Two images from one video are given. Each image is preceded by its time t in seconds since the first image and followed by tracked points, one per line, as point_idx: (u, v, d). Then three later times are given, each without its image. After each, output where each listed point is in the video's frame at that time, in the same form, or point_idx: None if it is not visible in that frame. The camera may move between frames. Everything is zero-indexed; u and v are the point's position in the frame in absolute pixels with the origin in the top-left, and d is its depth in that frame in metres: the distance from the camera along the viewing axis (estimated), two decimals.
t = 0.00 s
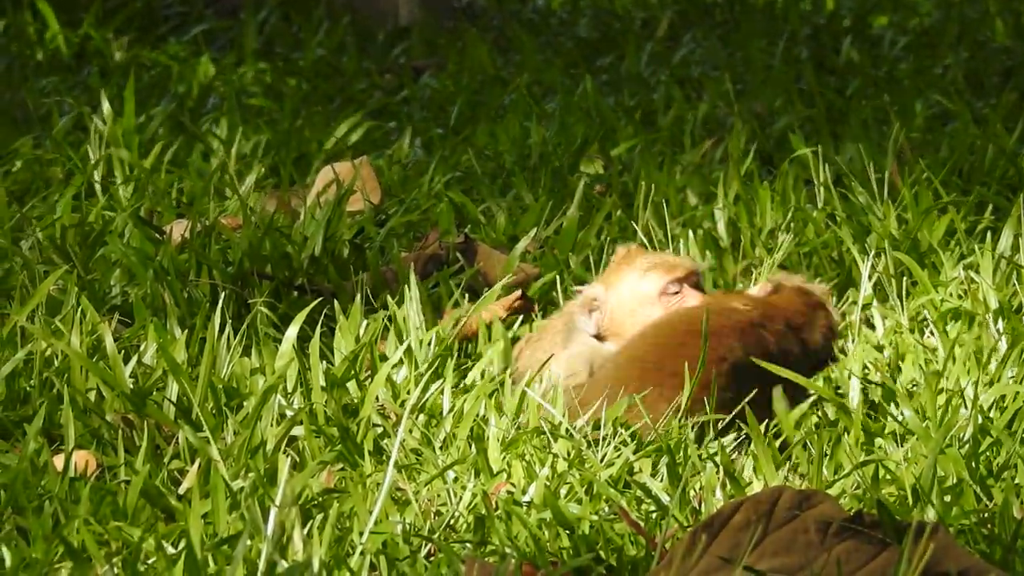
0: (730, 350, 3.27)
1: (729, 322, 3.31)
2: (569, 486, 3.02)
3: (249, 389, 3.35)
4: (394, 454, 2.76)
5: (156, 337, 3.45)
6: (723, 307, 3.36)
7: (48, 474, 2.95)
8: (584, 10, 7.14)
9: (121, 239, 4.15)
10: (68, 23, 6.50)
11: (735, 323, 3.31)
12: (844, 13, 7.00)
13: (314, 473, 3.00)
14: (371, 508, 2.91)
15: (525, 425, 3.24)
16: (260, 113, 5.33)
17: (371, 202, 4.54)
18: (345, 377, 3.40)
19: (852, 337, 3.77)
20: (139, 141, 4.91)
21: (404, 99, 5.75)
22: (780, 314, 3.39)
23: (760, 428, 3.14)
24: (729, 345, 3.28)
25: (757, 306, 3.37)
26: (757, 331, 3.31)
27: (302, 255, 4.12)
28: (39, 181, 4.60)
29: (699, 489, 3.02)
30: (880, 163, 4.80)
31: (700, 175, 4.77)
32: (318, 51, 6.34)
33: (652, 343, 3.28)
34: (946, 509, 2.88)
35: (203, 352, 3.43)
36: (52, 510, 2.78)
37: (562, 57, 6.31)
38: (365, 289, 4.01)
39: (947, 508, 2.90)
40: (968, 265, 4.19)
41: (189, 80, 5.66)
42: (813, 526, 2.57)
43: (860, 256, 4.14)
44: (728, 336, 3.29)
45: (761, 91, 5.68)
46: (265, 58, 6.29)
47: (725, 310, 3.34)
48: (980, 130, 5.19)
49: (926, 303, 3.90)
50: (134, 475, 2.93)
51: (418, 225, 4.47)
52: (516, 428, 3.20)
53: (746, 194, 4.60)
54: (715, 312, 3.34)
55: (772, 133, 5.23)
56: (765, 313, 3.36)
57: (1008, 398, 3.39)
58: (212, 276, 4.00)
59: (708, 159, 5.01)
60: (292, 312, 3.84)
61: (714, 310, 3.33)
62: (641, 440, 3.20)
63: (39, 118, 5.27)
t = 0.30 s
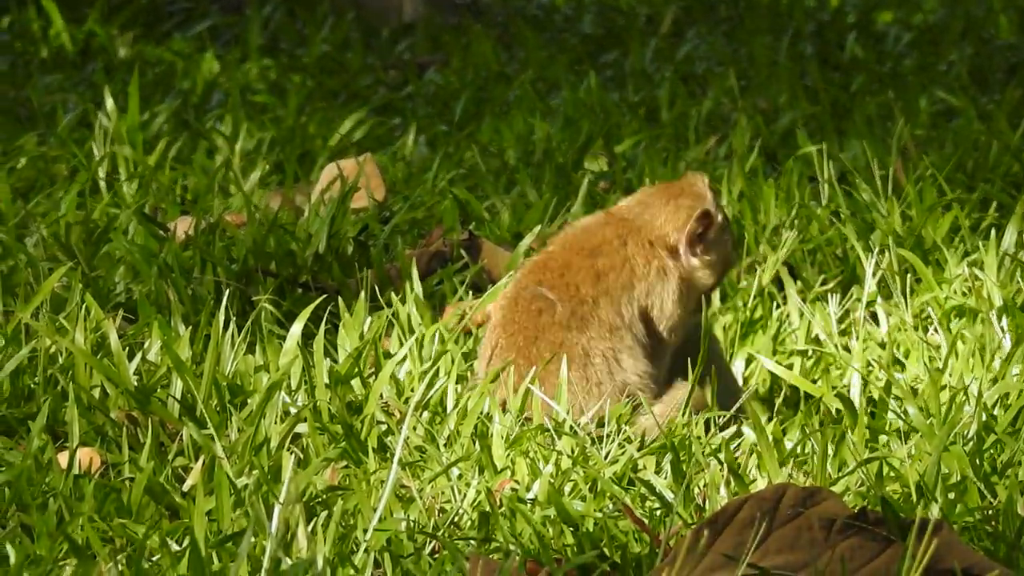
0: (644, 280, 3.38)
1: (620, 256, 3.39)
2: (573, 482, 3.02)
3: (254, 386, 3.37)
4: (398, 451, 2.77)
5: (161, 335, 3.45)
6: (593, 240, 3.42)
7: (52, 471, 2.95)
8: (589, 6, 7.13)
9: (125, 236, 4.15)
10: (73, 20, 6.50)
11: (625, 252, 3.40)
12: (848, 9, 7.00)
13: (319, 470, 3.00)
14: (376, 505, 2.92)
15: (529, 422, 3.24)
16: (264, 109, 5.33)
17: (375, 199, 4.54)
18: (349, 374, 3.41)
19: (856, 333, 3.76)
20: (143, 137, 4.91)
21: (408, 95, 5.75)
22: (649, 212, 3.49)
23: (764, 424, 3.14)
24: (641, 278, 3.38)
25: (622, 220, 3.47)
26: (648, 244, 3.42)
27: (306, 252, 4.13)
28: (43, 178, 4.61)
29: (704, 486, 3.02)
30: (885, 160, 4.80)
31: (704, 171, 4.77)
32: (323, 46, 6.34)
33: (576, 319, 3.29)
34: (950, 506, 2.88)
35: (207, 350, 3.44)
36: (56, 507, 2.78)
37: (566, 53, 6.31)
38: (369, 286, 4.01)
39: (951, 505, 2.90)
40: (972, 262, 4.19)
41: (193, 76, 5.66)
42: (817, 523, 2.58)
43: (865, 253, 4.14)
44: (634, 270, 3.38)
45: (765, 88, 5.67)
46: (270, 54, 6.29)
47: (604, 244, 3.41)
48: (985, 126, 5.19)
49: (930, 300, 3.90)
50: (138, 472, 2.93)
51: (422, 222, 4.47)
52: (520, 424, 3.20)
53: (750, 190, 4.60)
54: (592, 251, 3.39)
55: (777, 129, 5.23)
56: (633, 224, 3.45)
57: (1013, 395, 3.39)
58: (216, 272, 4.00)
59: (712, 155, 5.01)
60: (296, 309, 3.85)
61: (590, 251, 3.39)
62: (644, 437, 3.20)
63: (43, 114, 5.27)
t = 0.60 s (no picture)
0: (624, 239, 3.25)
1: (595, 232, 3.29)
2: (578, 483, 3.03)
3: (259, 385, 3.37)
4: (403, 451, 2.77)
5: (167, 334, 3.45)
6: (565, 229, 3.33)
7: (58, 470, 2.95)
8: (594, 6, 7.13)
9: (131, 236, 4.15)
10: (78, 19, 6.50)
11: (597, 225, 3.30)
12: (853, 10, 6.99)
13: (324, 470, 3.00)
14: (381, 505, 2.92)
15: (534, 422, 3.24)
16: (270, 110, 5.33)
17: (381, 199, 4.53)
18: (354, 374, 3.41)
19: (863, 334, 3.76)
20: (149, 138, 4.91)
21: (414, 95, 5.75)
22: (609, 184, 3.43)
23: (768, 424, 3.15)
24: (621, 240, 3.25)
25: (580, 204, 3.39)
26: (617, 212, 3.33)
27: (311, 253, 4.13)
28: (48, 178, 4.61)
29: (709, 485, 3.02)
30: (890, 159, 4.79)
31: (710, 171, 4.77)
32: (328, 46, 6.34)
33: (581, 328, 3.22)
34: (955, 506, 2.88)
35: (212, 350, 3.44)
36: (62, 507, 2.78)
37: (572, 54, 6.30)
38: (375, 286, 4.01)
39: (957, 505, 2.90)
40: (978, 262, 4.18)
41: (199, 77, 5.66)
42: (823, 523, 2.58)
43: (870, 253, 4.14)
44: (614, 236, 3.27)
45: (771, 88, 5.67)
46: (274, 54, 6.28)
47: (577, 231, 3.31)
48: (991, 126, 5.18)
49: (936, 299, 3.90)
50: (143, 472, 2.93)
51: (427, 222, 4.47)
52: (525, 424, 3.21)
53: (756, 190, 4.60)
54: (565, 243, 3.29)
55: (782, 130, 5.22)
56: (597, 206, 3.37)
57: (1019, 395, 3.39)
58: (221, 272, 4.01)
59: (718, 155, 5.01)
60: (302, 309, 3.85)
61: (565, 242, 3.29)
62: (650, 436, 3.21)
63: (49, 114, 5.26)
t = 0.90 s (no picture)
0: (637, 269, 3.17)
1: (609, 253, 3.20)
2: (583, 482, 3.04)
3: (264, 384, 3.37)
4: (408, 450, 2.77)
5: (172, 333, 3.45)
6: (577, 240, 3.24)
7: (63, 470, 2.95)
8: (599, 6, 7.13)
9: (135, 236, 4.15)
10: (83, 19, 6.50)
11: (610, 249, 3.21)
12: (858, 9, 6.98)
13: (329, 469, 3.00)
14: (386, 504, 2.92)
15: (539, 420, 3.24)
16: (275, 110, 5.33)
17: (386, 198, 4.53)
18: (359, 373, 3.41)
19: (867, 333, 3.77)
20: (154, 138, 4.91)
21: (418, 95, 5.75)
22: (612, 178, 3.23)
23: (774, 423, 3.15)
24: (635, 261, 3.18)
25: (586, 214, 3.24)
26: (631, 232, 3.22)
27: (316, 252, 4.13)
28: (53, 177, 4.61)
29: (714, 485, 3.03)
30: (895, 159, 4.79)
31: (715, 170, 4.76)
32: (333, 46, 6.34)
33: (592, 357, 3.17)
34: (960, 505, 2.87)
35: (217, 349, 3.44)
36: (67, 506, 2.78)
37: (577, 53, 6.30)
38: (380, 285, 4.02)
39: (962, 504, 2.89)
40: (983, 261, 4.18)
41: (203, 76, 5.66)
42: (828, 523, 2.58)
43: (875, 252, 4.13)
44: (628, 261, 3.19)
45: (776, 88, 5.66)
46: (279, 53, 6.28)
47: (591, 251, 3.21)
48: (996, 126, 5.17)
49: (941, 299, 3.90)
50: (148, 471, 2.93)
51: (432, 221, 4.47)
52: (530, 424, 3.21)
53: (761, 189, 4.59)
54: (578, 265, 3.21)
55: (787, 129, 5.22)
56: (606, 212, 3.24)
57: None
58: (226, 272, 4.01)
59: (723, 155, 5.00)
60: (307, 308, 3.85)
61: (577, 264, 3.21)
62: (654, 434, 3.21)
63: (54, 115, 5.26)
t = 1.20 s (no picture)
0: (622, 283, 3.16)
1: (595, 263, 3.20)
2: (586, 485, 3.03)
3: (266, 389, 3.37)
4: (410, 454, 2.76)
5: (174, 337, 3.46)
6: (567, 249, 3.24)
7: (65, 474, 2.94)
8: (602, 10, 7.12)
9: (138, 240, 4.15)
10: (86, 23, 6.51)
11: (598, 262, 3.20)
12: (861, 13, 6.97)
13: (331, 473, 3.00)
14: (388, 508, 2.92)
15: (542, 424, 3.23)
16: (278, 113, 5.33)
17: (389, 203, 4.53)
18: (361, 377, 3.41)
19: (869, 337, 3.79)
20: (156, 142, 4.91)
21: (421, 99, 5.75)
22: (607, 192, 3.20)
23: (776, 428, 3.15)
24: (620, 273, 3.17)
25: (579, 225, 3.23)
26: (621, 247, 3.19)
27: (319, 256, 4.13)
28: (56, 181, 4.61)
29: (716, 489, 3.03)
30: (898, 163, 4.79)
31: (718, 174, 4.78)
32: (335, 50, 6.34)
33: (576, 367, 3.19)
34: (963, 509, 2.87)
35: (220, 353, 3.45)
36: (69, 511, 2.78)
37: (580, 57, 6.30)
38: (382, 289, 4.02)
39: (965, 508, 2.89)
40: (985, 265, 4.18)
41: (206, 80, 5.66)
42: (830, 527, 2.58)
43: (878, 256, 4.13)
44: (614, 276, 3.17)
45: (778, 91, 5.66)
46: (282, 57, 6.28)
47: (579, 265, 3.21)
48: (999, 129, 5.17)
49: (943, 303, 3.90)
50: (150, 476, 2.93)
51: (435, 225, 4.47)
52: (532, 427, 3.20)
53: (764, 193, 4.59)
54: (566, 276, 3.22)
55: (790, 133, 5.21)
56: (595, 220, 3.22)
57: None
58: (229, 275, 4.01)
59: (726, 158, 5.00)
60: (309, 313, 3.86)
61: (565, 275, 3.22)
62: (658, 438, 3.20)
63: (56, 118, 5.27)
